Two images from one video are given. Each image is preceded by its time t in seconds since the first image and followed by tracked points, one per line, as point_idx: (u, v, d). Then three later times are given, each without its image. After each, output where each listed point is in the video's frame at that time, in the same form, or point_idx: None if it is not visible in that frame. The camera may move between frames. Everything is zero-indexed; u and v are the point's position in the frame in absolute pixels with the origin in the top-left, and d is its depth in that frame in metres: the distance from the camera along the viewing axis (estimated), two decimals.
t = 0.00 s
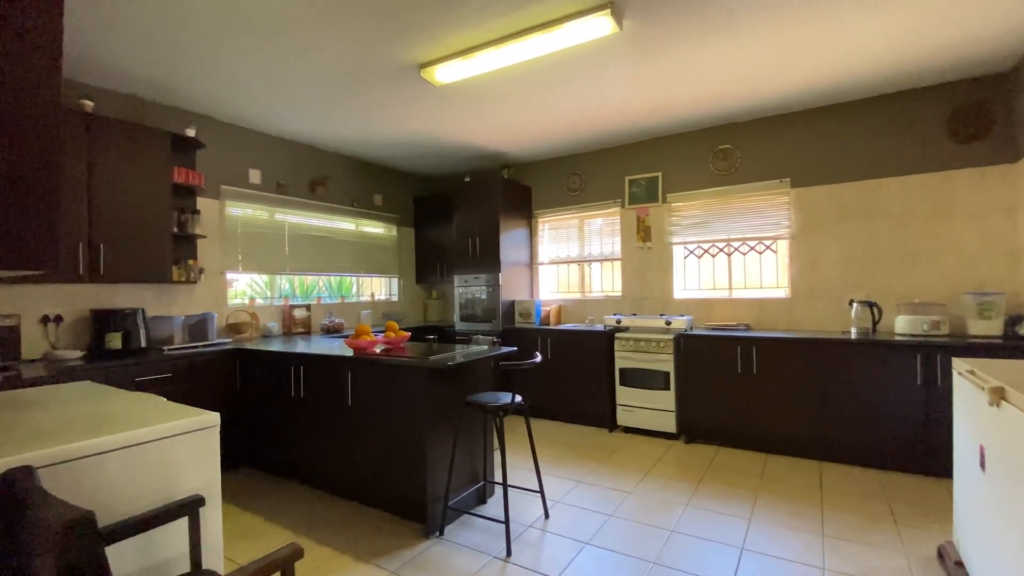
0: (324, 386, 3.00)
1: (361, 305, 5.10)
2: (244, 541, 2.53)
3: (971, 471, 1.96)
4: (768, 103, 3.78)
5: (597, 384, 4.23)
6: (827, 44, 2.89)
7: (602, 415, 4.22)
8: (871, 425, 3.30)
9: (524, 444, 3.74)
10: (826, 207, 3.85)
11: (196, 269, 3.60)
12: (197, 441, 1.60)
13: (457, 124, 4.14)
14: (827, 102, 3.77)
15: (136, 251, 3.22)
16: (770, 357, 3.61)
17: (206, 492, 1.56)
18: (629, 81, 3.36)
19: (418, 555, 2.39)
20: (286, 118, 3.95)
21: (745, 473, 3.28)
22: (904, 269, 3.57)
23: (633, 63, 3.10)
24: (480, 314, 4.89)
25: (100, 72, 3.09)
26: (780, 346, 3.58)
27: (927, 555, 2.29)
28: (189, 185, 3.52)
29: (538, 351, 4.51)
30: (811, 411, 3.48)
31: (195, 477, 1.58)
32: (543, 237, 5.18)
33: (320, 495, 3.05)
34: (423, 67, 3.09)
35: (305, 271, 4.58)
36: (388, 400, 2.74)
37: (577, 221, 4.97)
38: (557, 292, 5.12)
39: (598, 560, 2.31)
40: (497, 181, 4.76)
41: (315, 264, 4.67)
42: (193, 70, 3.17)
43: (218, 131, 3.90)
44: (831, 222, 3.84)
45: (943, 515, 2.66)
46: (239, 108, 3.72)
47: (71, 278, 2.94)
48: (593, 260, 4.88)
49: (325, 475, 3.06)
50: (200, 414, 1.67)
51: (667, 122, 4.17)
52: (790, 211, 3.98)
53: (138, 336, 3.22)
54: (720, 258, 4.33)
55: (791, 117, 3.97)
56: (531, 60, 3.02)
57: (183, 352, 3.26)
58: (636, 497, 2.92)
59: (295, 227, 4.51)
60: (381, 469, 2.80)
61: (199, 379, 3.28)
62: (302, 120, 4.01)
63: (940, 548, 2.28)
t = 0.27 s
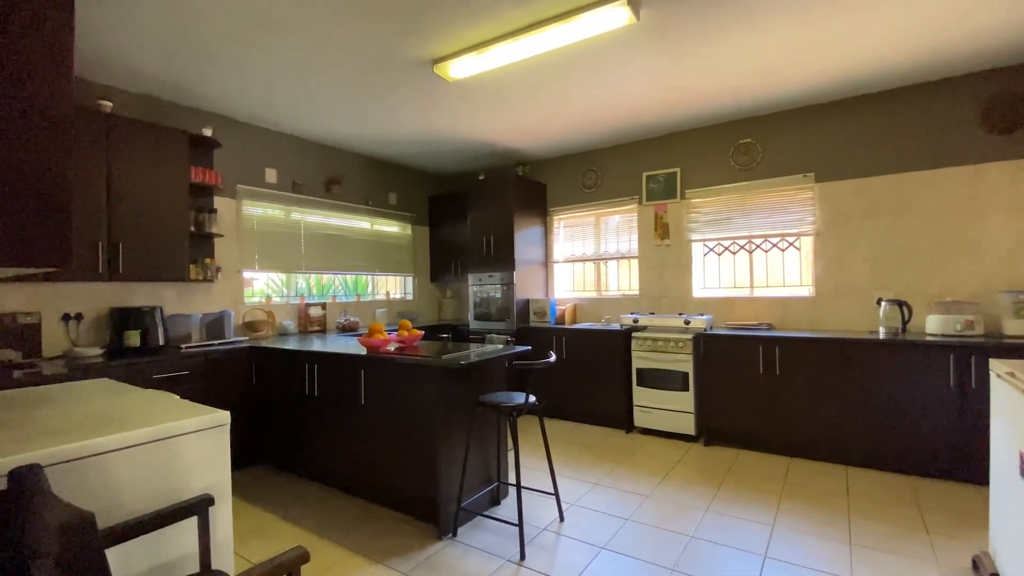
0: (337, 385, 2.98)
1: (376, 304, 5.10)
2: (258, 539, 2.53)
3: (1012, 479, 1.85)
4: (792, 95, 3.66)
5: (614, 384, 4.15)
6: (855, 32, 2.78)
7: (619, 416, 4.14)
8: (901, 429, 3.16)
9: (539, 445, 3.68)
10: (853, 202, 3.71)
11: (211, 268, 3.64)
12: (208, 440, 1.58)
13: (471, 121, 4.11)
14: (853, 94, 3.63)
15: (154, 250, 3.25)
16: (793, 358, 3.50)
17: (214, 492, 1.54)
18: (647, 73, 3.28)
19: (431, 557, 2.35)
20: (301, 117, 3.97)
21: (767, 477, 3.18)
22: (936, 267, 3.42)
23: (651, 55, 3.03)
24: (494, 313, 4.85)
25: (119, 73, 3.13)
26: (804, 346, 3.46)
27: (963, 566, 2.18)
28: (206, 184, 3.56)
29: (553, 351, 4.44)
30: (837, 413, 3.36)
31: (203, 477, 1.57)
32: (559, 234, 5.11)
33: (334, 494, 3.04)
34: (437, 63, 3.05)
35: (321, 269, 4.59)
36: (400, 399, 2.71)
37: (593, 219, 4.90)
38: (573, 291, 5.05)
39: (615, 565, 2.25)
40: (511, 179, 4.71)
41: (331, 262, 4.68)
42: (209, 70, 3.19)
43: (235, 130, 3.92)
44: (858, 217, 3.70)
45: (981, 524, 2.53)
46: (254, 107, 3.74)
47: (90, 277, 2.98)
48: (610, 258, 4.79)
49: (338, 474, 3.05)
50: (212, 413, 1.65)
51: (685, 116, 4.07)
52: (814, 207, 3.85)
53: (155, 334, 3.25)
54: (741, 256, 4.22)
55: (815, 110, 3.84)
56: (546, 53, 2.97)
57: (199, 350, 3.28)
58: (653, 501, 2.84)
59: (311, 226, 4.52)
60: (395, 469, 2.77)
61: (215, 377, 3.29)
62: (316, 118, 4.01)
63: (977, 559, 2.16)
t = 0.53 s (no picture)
0: (345, 385, 2.93)
1: (387, 303, 5.05)
2: (266, 541, 2.49)
3: None
4: (814, 86, 3.53)
5: (628, 385, 4.05)
6: (882, 17, 2.65)
7: (633, 417, 4.04)
8: (929, 434, 3.03)
9: (551, 447, 3.60)
10: (878, 197, 3.57)
11: (220, 266, 3.60)
12: (209, 442, 1.52)
13: (482, 116, 4.04)
14: (878, 84, 3.49)
15: (163, 248, 3.23)
16: (815, 358, 3.37)
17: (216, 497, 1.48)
18: (662, 65, 3.18)
19: (440, 562, 2.29)
20: (311, 114, 3.93)
21: (789, 483, 3.07)
22: (967, 264, 3.27)
23: (667, 45, 2.93)
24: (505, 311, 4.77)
25: (129, 70, 3.11)
26: (826, 346, 3.33)
27: None
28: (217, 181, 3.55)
29: (565, 350, 4.36)
30: (862, 416, 3.23)
31: (205, 480, 1.51)
32: (571, 232, 5.02)
33: (343, 495, 2.99)
34: (446, 55, 2.99)
35: (330, 268, 4.56)
36: (409, 399, 2.65)
37: (606, 216, 4.80)
38: (585, 290, 4.95)
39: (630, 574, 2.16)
40: (523, 175, 4.63)
41: (341, 261, 4.65)
42: (218, 66, 3.16)
43: (245, 127, 3.90)
44: (883, 213, 3.56)
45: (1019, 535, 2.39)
46: (264, 104, 3.71)
47: (99, 275, 2.96)
48: (623, 256, 4.69)
49: (347, 475, 3.00)
50: (215, 413, 1.60)
51: (702, 109, 3.95)
52: (837, 202, 3.72)
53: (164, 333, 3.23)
54: (760, 253, 4.09)
55: (838, 101, 3.70)
56: (558, 44, 2.88)
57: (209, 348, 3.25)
58: (670, 506, 2.75)
59: (321, 224, 4.49)
60: (403, 470, 2.71)
61: (225, 376, 3.26)
62: (326, 115, 3.97)
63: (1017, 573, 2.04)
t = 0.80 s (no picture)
0: (352, 388, 2.86)
1: (396, 303, 4.98)
2: (271, 548, 2.42)
3: None
4: (837, 78, 3.39)
5: (642, 388, 3.94)
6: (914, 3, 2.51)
7: (648, 421, 3.93)
8: (962, 441, 2.88)
9: (563, 451, 3.50)
10: (905, 193, 3.42)
11: (228, 266, 3.58)
12: (206, 451, 1.44)
13: (491, 112, 3.95)
14: (906, 75, 3.34)
15: (169, 247, 3.18)
16: (839, 361, 3.24)
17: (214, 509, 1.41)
18: (679, 57, 3.06)
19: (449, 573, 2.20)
20: (318, 111, 3.87)
21: (813, 491, 2.94)
22: (1002, 262, 3.11)
23: (685, 35, 2.81)
24: (515, 312, 4.67)
25: (135, 67, 3.07)
26: (851, 348, 3.20)
27: None
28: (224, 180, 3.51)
29: (577, 352, 4.25)
30: (889, 422, 3.10)
31: (202, 491, 1.43)
32: (582, 231, 4.91)
33: (350, 500, 2.92)
34: (455, 48, 2.90)
35: (339, 267, 4.50)
36: (417, 404, 2.56)
37: (619, 214, 4.68)
38: (597, 289, 4.83)
39: None
40: (533, 173, 4.53)
41: (350, 260, 4.58)
42: (224, 63, 3.10)
43: (252, 126, 3.85)
44: (911, 209, 3.41)
45: None
46: (271, 101, 3.65)
47: (104, 276, 2.92)
48: (637, 255, 4.57)
49: (354, 480, 2.93)
50: (212, 420, 1.51)
51: (719, 103, 3.82)
52: (861, 198, 3.57)
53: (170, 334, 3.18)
54: (779, 251, 3.96)
55: (862, 93, 3.55)
56: (571, 35, 2.78)
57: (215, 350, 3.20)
58: (688, 516, 2.64)
59: (329, 223, 4.43)
60: (411, 476, 2.63)
61: (232, 378, 3.21)
62: (333, 112, 3.91)
63: None
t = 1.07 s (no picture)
0: (357, 392, 2.77)
1: (402, 304, 4.89)
2: (273, 559, 2.34)
3: None
4: (861, 69, 3.24)
5: (656, 392, 3.82)
6: None
7: (661, 426, 3.81)
8: (996, 450, 2.73)
9: (574, 458, 3.39)
10: (932, 188, 3.27)
11: (232, 266, 3.52)
12: (199, 462, 1.34)
13: (500, 108, 3.84)
14: (934, 65, 3.19)
15: (171, 248, 3.12)
16: (863, 365, 3.10)
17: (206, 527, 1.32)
18: (695, 47, 2.93)
19: None
20: (323, 108, 3.79)
21: (837, 502, 2.80)
22: None
23: (702, 25, 2.69)
24: (524, 313, 4.56)
25: (137, 64, 3.01)
26: (877, 352, 3.05)
27: None
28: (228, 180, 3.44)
29: (588, 354, 4.13)
30: (916, 429, 2.96)
31: (196, 505, 1.33)
32: (593, 229, 4.78)
33: (355, 508, 2.84)
34: (463, 40, 2.80)
35: (344, 268, 4.42)
36: (423, 410, 2.47)
37: (631, 212, 4.55)
38: (608, 290, 4.71)
39: None
40: (543, 170, 4.41)
41: (356, 260, 4.50)
42: (226, 59, 3.03)
43: (257, 124, 3.78)
44: (939, 206, 3.25)
45: None
46: (274, 98, 3.58)
47: (105, 278, 2.85)
48: (649, 254, 4.44)
49: (359, 487, 2.84)
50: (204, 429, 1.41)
51: (736, 96, 3.69)
52: (885, 195, 3.43)
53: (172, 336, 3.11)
54: (799, 251, 3.83)
55: (887, 85, 3.40)
56: (583, 25, 2.67)
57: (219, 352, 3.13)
58: (706, 528, 2.52)
59: (335, 223, 4.35)
60: (417, 485, 2.54)
61: (235, 381, 3.14)
62: (339, 109, 3.83)
63: None
